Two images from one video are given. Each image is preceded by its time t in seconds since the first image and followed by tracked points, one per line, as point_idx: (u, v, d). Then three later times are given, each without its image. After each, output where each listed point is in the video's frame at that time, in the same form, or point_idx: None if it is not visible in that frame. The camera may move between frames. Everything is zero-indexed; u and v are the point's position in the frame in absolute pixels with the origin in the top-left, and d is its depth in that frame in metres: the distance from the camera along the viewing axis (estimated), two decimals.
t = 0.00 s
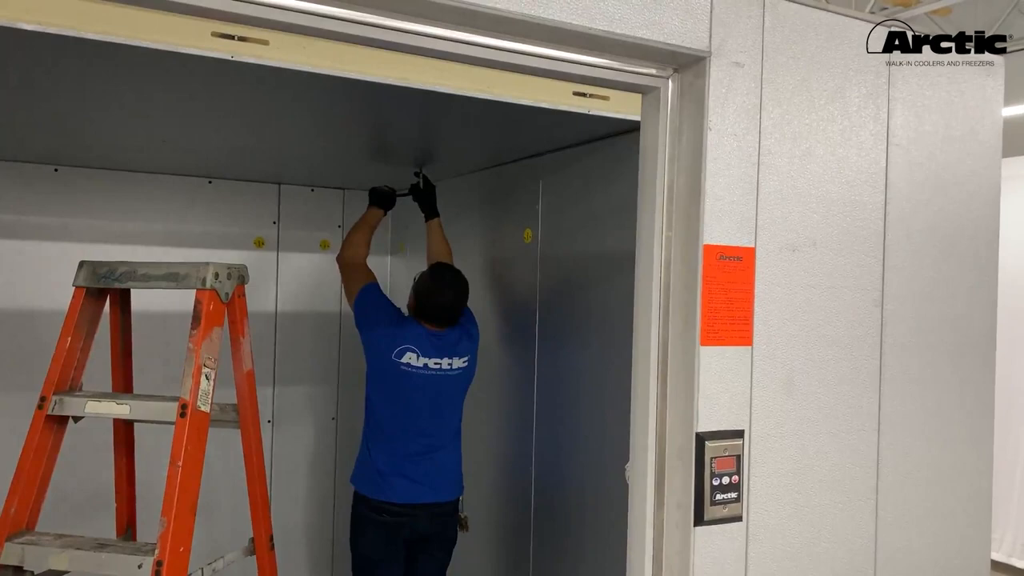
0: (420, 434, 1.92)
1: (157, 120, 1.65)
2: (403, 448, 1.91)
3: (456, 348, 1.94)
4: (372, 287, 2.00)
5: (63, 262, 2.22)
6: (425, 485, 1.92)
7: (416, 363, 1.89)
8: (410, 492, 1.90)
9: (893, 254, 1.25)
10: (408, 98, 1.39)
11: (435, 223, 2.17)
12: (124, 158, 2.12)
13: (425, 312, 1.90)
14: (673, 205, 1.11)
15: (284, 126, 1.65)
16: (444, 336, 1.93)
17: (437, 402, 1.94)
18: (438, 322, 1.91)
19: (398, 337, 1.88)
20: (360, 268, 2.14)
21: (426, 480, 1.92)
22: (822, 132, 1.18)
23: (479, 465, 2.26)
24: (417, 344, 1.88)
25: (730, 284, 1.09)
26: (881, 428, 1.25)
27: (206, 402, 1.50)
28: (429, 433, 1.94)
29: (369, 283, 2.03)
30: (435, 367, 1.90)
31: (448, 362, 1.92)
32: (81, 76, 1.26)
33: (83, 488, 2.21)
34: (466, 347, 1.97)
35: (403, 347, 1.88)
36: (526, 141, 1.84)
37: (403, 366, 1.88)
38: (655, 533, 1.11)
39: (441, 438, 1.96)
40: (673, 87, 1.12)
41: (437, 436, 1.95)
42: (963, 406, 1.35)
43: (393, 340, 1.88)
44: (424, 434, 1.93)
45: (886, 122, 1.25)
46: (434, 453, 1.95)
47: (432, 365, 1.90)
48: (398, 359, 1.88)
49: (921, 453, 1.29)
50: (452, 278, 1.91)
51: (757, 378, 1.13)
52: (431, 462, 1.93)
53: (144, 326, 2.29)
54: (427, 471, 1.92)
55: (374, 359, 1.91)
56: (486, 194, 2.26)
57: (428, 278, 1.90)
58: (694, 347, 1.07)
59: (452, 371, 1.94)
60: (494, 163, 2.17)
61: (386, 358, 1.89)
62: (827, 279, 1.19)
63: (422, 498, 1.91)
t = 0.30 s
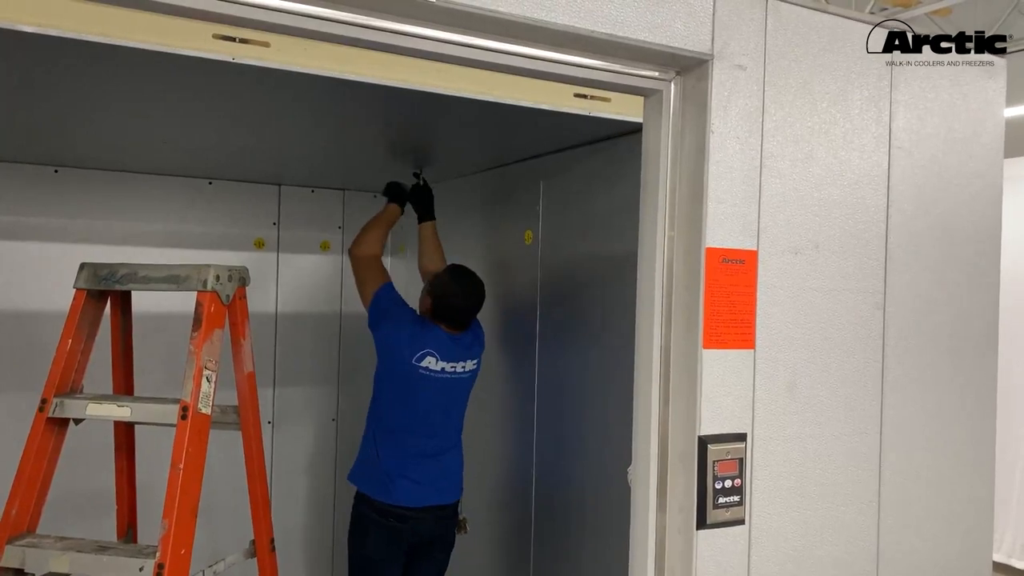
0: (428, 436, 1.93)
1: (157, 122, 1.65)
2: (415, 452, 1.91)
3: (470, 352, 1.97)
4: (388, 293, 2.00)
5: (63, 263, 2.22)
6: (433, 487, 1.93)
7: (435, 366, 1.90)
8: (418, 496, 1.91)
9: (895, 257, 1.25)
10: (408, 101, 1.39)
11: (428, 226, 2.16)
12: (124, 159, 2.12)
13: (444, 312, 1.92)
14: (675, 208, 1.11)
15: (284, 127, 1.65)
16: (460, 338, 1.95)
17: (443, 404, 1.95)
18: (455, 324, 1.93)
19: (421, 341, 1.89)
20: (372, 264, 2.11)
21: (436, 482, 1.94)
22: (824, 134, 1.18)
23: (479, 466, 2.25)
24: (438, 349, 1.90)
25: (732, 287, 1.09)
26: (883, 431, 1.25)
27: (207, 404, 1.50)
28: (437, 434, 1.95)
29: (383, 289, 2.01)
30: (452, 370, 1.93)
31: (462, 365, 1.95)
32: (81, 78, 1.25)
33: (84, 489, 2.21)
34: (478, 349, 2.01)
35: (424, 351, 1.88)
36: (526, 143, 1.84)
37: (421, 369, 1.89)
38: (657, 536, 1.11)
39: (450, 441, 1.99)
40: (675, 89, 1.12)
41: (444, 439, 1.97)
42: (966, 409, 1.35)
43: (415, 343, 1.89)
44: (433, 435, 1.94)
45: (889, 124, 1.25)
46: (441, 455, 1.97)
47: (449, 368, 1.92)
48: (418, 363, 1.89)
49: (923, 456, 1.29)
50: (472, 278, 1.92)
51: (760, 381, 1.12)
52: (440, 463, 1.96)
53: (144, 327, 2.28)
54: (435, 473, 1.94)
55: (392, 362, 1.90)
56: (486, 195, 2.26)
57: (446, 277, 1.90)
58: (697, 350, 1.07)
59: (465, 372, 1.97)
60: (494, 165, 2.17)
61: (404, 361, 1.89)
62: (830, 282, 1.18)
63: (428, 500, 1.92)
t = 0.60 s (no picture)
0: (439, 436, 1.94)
1: (158, 123, 1.65)
2: (431, 453, 1.93)
3: (481, 351, 1.99)
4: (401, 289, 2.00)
5: (64, 264, 2.21)
6: (449, 488, 1.95)
7: (450, 366, 1.92)
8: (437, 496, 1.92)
9: (898, 258, 1.25)
10: (410, 102, 1.39)
11: (432, 228, 2.16)
12: (125, 160, 2.11)
13: (451, 312, 1.93)
14: (678, 209, 1.11)
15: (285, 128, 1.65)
16: (470, 337, 1.97)
17: (453, 403, 1.95)
18: (465, 322, 1.95)
19: (437, 340, 1.90)
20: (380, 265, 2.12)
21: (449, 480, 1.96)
22: (827, 135, 1.18)
23: (480, 467, 2.25)
24: (452, 348, 1.91)
25: (737, 288, 1.09)
26: (887, 432, 1.25)
27: (208, 405, 1.49)
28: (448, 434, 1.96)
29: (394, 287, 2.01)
30: (465, 370, 1.95)
31: (472, 364, 1.97)
32: (82, 78, 1.25)
33: (85, 490, 2.21)
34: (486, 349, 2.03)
35: (439, 351, 1.90)
36: (526, 143, 1.84)
37: (437, 369, 1.91)
38: (661, 537, 1.12)
39: (460, 440, 2.01)
40: (678, 91, 1.12)
41: (454, 439, 1.98)
42: (969, 411, 1.35)
43: (430, 343, 1.90)
44: (443, 436, 1.95)
45: (892, 125, 1.25)
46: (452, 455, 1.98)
47: (462, 367, 1.94)
48: (435, 363, 1.90)
49: (925, 457, 1.29)
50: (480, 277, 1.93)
51: (763, 383, 1.12)
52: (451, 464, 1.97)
53: (145, 328, 2.28)
54: (449, 472, 1.96)
55: (409, 363, 1.90)
56: (487, 196, 2.26)
57: (451, 276, 1.91)
58: (701, 351, 1.07)
59: (476, 371, 1.99)
60: (494, 165, 2.17)
61: (420, 360, 1.90)
62: (833, 283, 1.18)
63: (441, 501, 1.92)
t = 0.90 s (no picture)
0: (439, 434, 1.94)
1: (160, 124, 1.65)
2: (431, 452, 1.93)
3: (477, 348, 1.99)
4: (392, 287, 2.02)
5: (66, 265, 2.22)
6: (451, 486, 1.93)
7: (444, 364, 1.92)
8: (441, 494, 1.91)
9: (899, 259, 1.25)
10: (411, 103, 1.39)
11: (432, 228, 2.16)
12: (126, 161, 2.12)
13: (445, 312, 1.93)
14: (680, 210, 1.12)
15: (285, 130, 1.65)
16: (464, 335, 1.97)
17: (450, 402, 1.95)
18: (458, 321, 1.96)
19: (427, 338, 1.91)
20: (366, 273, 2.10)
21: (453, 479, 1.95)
22: (829, 137, 1.18)
23: (481, 467, 2.25)
24: (445, 346, 1.92)
25: (739, 289, 1.09)
26: (888, 433, 1.25)
27: (210, 406, 1.50)
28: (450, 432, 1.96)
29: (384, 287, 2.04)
30: (460, 367, 1.95)
31: (468, 362, 1.96)
32: (84, 80, 1.25)
33: (86, 491, 2.21)
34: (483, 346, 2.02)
35: (431, 349, 1.90)
36: (526, 144, 1.84)
37: (430, 367, 1.91)
38: (663, 538, 1.12)
39: (461, 440, 1.99)
40: (680, 92, 1.13)
41: (456, 437, 1.97)
42: (970, 413, 1.35)
43: (422, 342, 1.91)
44: (442, 435, 1.95)
45: (893, 127, 1.25)
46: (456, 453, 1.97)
47: (456, 365, 1.94)
48: (427, 361, 1.91)
49: (926, 457, 1.29)
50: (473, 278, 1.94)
51: (764, 383, 1.12)
52: (451, 463, 1.95)
53: (146, 329, 2.29)
54: (451, 470, 1.94)
55: (402, 362, 1.91)
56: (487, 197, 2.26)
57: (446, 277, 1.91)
58: (702, 352, 1.07)
59: (472, 369, 1.98)
60: (494, 166, 2.17)
61: (413, 359, 1.90)
62: (835, 284, 1.19)
63: (445, 497, 1.91)
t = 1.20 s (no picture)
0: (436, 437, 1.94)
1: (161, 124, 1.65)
2: (428, 455, 1.93)
3: (473, 351, 1.98)
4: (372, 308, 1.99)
5: (67, 265, 2.22)
6: (450, 490, 1.95)
7: (440, 367, 1.91)
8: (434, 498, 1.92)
9: (900, 259, 1.25)
10: (413, 103, 1.40)
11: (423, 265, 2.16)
12: (127, 161, 2.12)
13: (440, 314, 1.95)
14: (681, 210, 1.12)
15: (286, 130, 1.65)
16: (459, 336, 1.96)
17: (448, 406, 1.94)
18: (453, 321, 1.96)
19: (422, 342, 1.91)
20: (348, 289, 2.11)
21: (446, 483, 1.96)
22: (830, 137, 1.18)
23: (482, 467, 2.25)
24: (441, 349, 1.91)
25: (740, 290, 1.09)
26: (889, 433, 1.25)
27: (212, 407, 1.50)
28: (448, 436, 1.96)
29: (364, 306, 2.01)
30: (458, 370, 1.94)
31: (466, 365, 1.96)
32: (85, 80, 1.25)
33: (87, 491, 2.21)
34: (480, 348, 2.02)
35: (427, 352, 1.90)
36: (527, 144, 1.84)
37: (427, 371, 1.91)
38: (665, 538, 1.12)
39: (460, 443, 1.99)
40: (681, 92, 1.13)
41: (454, 439, 1.97)
42: (971, 413, 1.35)
43: (417, 346, 1.91)
44: (440, 439, 1.95)
45: (894, 127, 1.25)
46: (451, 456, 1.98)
47: (452, 369, 1.93)
48: (424, 365, 1.90)
49: (928, 455, 1.29)
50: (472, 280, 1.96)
51: (766, 384, 1.13)
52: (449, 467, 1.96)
53: (146, 329, 2.29)
54: (450, 473, 1.96)
55: (397, 367, 1.91)
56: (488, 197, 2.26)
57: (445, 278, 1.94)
58: (703, 353, 1.07)
59: (470, 372, 1.97)
60: (494, 167, 2.17)
61: (409, 363, 1.90)
62: (836, 284, 1.19)
63: (441, 500, 1.93)
